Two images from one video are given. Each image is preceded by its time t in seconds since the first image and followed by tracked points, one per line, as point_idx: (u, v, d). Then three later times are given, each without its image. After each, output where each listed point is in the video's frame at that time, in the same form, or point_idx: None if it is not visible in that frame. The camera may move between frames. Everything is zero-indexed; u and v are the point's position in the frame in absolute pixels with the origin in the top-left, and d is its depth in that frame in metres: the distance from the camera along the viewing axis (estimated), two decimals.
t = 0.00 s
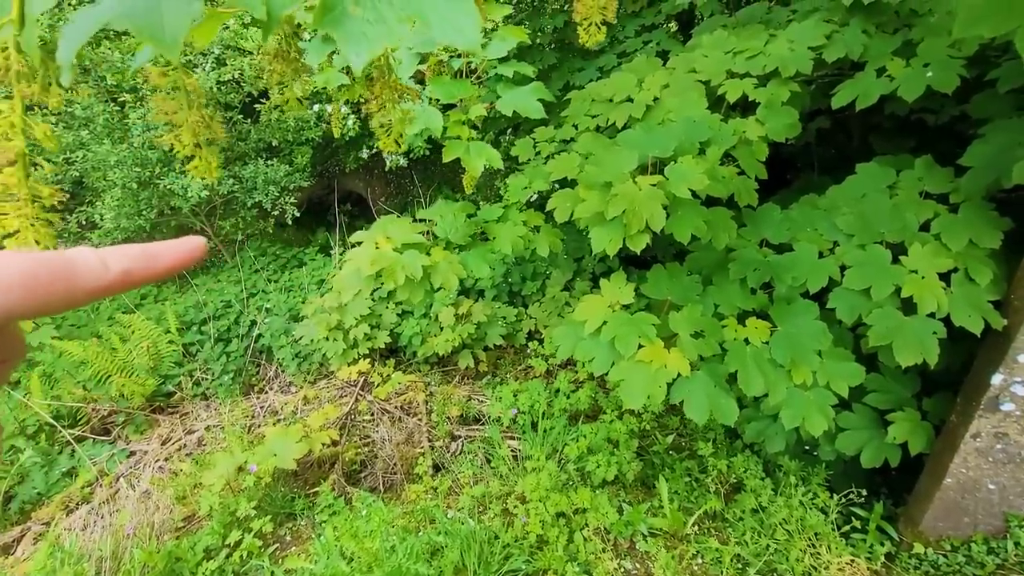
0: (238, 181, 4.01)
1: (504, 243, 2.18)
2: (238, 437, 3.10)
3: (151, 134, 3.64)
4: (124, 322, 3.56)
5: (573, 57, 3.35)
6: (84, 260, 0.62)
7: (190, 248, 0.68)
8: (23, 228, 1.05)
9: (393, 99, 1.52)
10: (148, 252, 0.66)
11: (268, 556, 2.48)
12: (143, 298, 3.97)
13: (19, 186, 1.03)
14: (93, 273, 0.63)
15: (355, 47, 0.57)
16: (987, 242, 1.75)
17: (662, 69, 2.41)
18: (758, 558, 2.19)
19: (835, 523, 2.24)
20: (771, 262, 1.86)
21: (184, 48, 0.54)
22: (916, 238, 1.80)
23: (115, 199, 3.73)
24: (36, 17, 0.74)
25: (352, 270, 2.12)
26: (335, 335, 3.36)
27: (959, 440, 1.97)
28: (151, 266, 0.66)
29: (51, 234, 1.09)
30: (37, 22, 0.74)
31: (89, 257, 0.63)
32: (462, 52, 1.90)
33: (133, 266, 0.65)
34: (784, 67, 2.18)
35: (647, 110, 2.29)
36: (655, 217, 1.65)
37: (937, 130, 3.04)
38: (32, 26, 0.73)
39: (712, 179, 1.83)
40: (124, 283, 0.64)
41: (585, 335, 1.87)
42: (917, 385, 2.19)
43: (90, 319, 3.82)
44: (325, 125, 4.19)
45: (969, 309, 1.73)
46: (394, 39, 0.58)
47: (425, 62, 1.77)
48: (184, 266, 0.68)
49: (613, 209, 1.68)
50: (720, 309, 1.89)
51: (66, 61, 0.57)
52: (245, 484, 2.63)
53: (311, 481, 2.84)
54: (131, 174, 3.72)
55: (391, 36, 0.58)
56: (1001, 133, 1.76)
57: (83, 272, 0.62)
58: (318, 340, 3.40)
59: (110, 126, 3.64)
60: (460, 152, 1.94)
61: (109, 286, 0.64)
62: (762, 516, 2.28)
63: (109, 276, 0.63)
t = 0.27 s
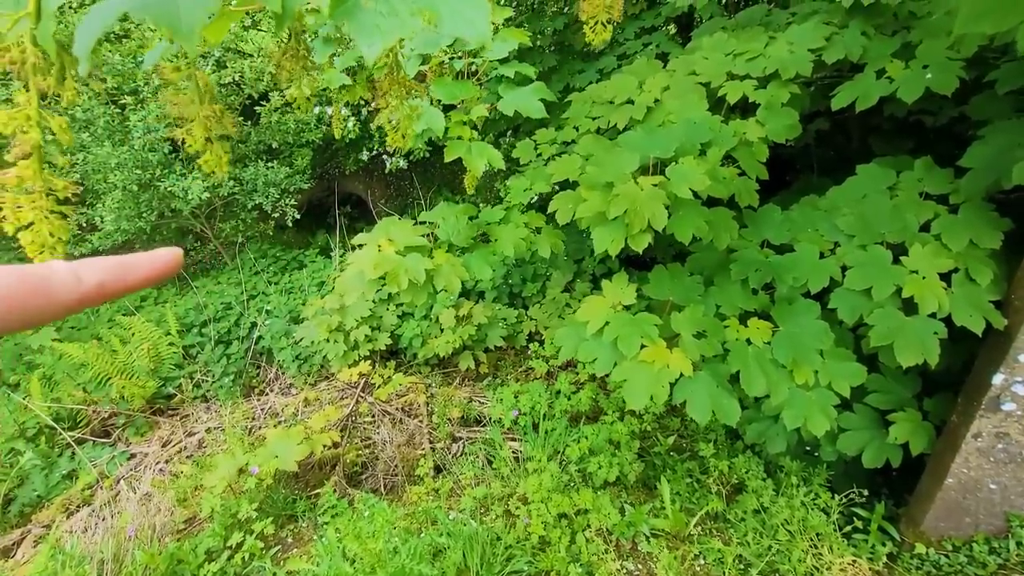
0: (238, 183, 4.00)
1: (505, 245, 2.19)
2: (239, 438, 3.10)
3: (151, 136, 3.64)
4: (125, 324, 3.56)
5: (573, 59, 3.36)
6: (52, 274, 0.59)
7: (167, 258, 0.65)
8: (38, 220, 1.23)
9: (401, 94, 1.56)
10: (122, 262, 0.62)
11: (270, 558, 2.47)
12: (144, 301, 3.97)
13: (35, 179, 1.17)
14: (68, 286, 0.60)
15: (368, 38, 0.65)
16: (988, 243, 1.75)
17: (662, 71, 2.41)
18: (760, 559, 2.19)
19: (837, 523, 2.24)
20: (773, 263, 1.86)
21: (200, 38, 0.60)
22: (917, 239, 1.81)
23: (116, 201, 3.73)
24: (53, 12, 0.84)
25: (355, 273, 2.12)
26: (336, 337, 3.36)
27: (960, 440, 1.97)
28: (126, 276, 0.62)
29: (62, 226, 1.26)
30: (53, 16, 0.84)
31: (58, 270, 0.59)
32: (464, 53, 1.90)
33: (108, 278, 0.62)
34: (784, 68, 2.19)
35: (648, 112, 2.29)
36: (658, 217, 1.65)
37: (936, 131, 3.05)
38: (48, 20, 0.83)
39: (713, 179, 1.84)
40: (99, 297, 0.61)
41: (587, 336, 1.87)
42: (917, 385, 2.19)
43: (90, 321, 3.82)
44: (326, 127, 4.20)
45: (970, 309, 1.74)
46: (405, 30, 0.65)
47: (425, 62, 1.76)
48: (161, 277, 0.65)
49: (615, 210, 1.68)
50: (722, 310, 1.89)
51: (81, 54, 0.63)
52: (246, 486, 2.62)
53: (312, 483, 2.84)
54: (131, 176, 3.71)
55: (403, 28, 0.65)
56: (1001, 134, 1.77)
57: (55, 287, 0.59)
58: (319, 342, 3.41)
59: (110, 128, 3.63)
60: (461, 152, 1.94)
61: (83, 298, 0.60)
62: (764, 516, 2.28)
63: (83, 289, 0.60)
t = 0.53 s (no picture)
0: (238, 185, 3.99)
1: (507, 247, 2.19)
2: (239, 441, 3.10)
3: (152, 138, 3.64)
4: (125, 326, 3.55)
5: (572, 62, 3.37)
6: None
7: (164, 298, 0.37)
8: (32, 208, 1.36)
9: (405, 87, 1.66)
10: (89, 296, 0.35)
11: (271, 561, 2.47)
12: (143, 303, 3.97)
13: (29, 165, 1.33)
14: None
15: (370, 22, 0.59)
16: (989, 244, 1.75)
17: (663, 73, 2.42)
18: (762, 561, 2.19)
19: (839, 525, 2.24)
20: (774, 264, 1.86)
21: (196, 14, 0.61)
22: (918, 240, 1.81)
23: (116, 203, 3.73)
24: None
25: (356, 276, 2.11)
26: (336, 339, 3.36)
27: (962, 441, 1.97)
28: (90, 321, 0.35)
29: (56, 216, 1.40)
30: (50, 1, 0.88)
31: None
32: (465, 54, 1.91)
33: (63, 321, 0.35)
34: (785, 70, 2.19)
35: (648, 114, 2.30)
36: (660, 217, 1.65)
37: (935, 133, 3.05)
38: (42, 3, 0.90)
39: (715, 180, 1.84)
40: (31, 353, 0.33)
41: (589, 337, 1.87)
42: (919, 386, 2.20)
43: (90, 323, 3.82)
44: (325, 129, 4.20)
45: (971, 310, 1.74)
46: (408, 15, 0.60)
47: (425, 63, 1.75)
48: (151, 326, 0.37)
49: (617, 210, 1.68)
50: (724, 311, 1.89)
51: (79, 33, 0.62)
52: (246, 488, 2.62)
53: (312, 485, 2.84)
54: (131, 178, 3.70)
55: (406, 13, 0.60)
56: (1001, 135, 1.78)
57: None
58: (319, 344, 3.40)
59: (110, 131, 3.63)
60: (462, 153, 1.94)
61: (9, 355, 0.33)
62: (766, 518, 2.28)
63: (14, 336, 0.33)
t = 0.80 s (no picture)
0: (238, 187, 3.98)
1: (508, 250, 2.19)
2: (239, 444, 3.09)
3: (152, 140, 3.64)
4: (124, 328, 3.54)
5: (573, 64, 3.37)
6: None
7: None
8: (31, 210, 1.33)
9: (412, 88, 1.63)
10: None
11: (271, 565, 2.45)
12: (143, 305, 3.97)
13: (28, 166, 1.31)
14: None
15: (382, 18, 0.56)
16: (991, 247, 1.75)
17: (663, 76, 2.41)
18: (764, 565, 2.18)
19: (840, 529, 2.23)
20: (776, 267, 1.86)
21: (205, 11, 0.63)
22: (920, 243, 1.81)
23: (116, 205, 3.73)
24: None
25: (357, 278, 2.10)
26: (336, 341, 3.36)
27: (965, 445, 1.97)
28: None
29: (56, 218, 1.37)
30: None
31: None
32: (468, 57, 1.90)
33: None
34: (785, 73, 2.19)
35: (649, 117, 2.29)
36: (662, 220, 1.65)
37: (935, 136, 3.05)
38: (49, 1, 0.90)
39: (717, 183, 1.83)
40: None
41: (590, 340, 1.87)
42: (920, 390, 2.19)
43: (89, 326, 3.81)
44: (325, 131, 4.20)
45: (973, 314, 1.73)
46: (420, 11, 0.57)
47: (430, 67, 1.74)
48: None
49: (619, 213, 1.67)
50: (725, 315, 1.89)
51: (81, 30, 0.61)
52: (246, 491, 2.60)
53: (312, 488, 2.83)
54: (132, 180, 3.69)
55: (418, 8, 0.57)
56: (1002, 138, 1.77)
57: None
58: (318, 347, 3.39)
59: (111, 133, 3.62)
60: (465, 157, 1.93)
61: None
62: (768, 522, 2.27)
63: None
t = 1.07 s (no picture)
0: (237, 191, 3.97)
1: (509, 255, 2.17)
2: (238, 450, 3.07)
3: (150, 144, 3.62)
4: (121, 333, 3.52)
5: (573, 68, 3.35)
6: None
7: None
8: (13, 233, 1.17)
9: (411, 100, 1.60)
10: None
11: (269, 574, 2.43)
12: (140, 309, 3.96)
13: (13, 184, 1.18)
14: None
15: (379, 35, 0.54)
16: (996, 253, 1.73)
17: (664, 80, 2.40)
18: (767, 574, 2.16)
19: (844, 537, 2.21)
20: (778, 273, 1.84)
21: (191, 35, 0.51)
22: (923, 249, 1.79)
23: (114, 209, 3.71)
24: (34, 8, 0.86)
25: (357, 284, 2.09)
26: (335, 346, 3.33)
27: (969, 453, 1.95)
28: None
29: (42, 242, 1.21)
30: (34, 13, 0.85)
31: None
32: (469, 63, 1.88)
33: None
34: (787, 78, 2.17)
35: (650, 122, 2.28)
36: (664, 226, 1.63)
37: (937, 140, 3.04)
38: (31, 15, 0.85)
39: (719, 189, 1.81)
40: None
41: (591, 348, 1.85)
42: (924, 396, 2.17)
43: (87, 330, 3.79)
44: (324, 134, 4.18)
45: (978, 321, 1.71)
46: (418, 30, 0.55)
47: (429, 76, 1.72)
48: None
49: (621, 219, 1.65)
50: (727, 322, 1.87)
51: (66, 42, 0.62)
52: (245, 499, 2.58)
53: (310, 495, 2.81)
54: (130, 184, 3.67)
55: (415, 27, 0.55)
56: (1005, 144, 1.76)
57: None
58: (317, 351, 3.37)
59: (110, 136, 3.61)
60: (466, 164, 1.91)
61: None
62: (770, 530, 2.25)
63: None
